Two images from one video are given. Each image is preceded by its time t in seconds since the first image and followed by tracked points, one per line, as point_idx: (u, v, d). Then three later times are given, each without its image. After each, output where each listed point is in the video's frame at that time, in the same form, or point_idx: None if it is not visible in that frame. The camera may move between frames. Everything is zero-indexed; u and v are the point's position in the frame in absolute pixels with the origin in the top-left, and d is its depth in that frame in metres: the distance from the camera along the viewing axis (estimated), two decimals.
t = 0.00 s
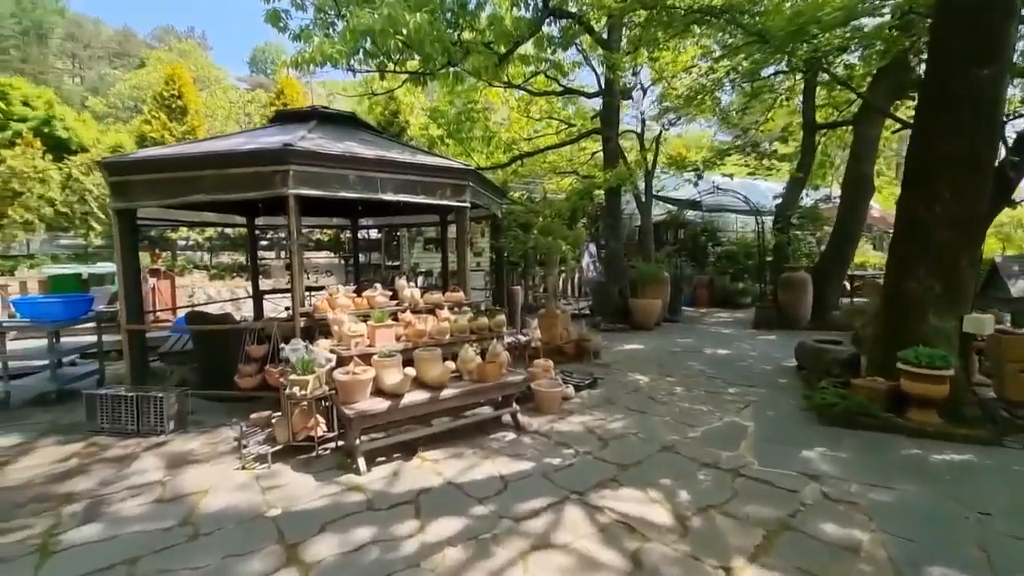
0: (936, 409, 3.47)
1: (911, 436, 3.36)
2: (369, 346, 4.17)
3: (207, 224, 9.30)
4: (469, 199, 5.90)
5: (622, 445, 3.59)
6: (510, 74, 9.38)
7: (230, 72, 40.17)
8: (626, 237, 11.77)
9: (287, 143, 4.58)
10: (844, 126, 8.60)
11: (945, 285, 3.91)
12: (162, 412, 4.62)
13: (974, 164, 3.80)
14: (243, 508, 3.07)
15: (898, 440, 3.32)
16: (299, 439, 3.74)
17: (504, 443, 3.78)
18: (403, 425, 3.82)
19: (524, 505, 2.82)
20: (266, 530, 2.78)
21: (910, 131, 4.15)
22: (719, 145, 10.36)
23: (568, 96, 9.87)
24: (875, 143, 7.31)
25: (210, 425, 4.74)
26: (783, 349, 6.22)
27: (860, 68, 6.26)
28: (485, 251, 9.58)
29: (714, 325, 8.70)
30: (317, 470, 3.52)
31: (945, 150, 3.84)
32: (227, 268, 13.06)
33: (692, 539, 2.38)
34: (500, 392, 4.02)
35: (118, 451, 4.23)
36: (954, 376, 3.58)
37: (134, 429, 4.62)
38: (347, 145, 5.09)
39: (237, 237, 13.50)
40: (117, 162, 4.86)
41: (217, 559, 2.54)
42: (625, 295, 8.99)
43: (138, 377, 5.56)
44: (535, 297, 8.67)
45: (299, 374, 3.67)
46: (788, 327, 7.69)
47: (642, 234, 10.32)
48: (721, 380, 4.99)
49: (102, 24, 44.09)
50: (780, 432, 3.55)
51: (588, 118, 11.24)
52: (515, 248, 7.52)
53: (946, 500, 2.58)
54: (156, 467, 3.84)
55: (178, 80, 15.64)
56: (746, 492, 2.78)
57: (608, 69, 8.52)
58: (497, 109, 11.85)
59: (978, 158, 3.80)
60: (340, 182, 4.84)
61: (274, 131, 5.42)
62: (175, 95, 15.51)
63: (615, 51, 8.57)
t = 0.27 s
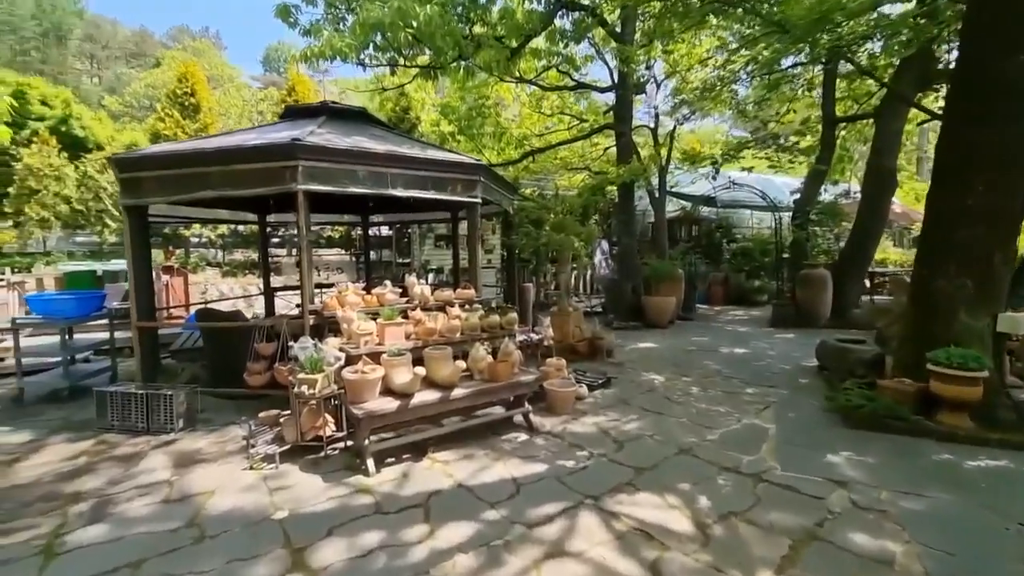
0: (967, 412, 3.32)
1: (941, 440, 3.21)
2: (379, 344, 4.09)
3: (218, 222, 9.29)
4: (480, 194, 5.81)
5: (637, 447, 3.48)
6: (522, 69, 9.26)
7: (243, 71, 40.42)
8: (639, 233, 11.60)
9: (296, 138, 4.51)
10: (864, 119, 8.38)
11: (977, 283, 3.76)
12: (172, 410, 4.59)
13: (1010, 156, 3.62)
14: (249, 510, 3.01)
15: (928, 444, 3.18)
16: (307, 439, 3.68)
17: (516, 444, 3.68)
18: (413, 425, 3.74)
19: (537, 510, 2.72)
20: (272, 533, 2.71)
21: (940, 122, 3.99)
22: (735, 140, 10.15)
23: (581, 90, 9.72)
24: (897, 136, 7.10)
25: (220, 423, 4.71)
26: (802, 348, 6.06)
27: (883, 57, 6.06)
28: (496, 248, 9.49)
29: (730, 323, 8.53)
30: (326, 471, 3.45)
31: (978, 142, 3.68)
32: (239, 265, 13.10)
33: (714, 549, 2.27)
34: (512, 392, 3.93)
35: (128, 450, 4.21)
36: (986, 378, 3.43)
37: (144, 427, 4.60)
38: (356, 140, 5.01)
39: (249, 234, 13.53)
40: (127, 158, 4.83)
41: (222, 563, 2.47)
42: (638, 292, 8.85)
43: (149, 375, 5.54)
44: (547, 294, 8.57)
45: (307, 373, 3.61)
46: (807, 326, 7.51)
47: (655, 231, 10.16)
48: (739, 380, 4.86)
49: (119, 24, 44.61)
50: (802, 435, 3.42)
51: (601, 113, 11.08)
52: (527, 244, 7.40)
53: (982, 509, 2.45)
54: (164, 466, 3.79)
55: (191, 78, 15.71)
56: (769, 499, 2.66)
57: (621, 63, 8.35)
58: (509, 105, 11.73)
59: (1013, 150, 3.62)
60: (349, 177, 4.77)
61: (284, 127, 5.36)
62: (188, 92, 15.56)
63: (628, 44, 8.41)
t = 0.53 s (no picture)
0: (996, 415, 3.18)
1: (969, 445, 3.08)
2: (386, 342, 4.03)
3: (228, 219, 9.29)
4: (489, 190, 5.72)
5: (650, 449, 3.38)
6: (532, 64, 9.16)
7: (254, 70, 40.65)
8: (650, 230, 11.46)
9: (302, 133, 4.46)
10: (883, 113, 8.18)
11: (1006, 280, 3.62)
12: (179, 408, 4.56)
13: None
14: (254, 511, 2.95)
15: (955, 449, 3.04)
16: (314, 439, 3.62)
17: (525, 445, 3.60)
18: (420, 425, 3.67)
19: (547, 514, 2.64)
20: (276, 536, 2.66)
21: (967, 114, 3.86)
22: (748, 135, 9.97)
23: (592, 85, 9.59)
24: (917, 130, 6.92)
25: (227, 421, 4.67)
26: (819, 347, 5.91)
27: (904, 48, 5.90)
28: (506, 245, 9.40)
29: (743, 321, 8.38)
30: (332, 472, 3.39)
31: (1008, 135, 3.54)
32: (250, 263, 13.14)
33: (732, 557, 2.17)
34: (521, 391, 3.84)
35: (135, 448, 4.18)
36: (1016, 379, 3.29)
37: (152, 425, 4.57)
38: (364, 136, 4.95)
39: (259, 232, 13.56)
40: (135, 155, 4.81)
41: (224, 567, 2.42)
42: (649, 290, 8.72)
43: (157, 373, 5.51)
44: (557, 292, 8.47)
45: (313, 372, 3.55)
46: (823, 325, 7.34)
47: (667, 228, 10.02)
48: (754, 379, 4.74)
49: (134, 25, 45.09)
50: (822, 438, 3.30)
51: (612, 108, 10.95)
52: (536, 241, 7.30)
53: (1017, 518, 2.32)
54: (169, 465, 3.76)
55: (201, 76, 15.77)
56: (789, 506, 2.56)
57: (633, 57, 8.20)
58: (519, 101, 11.63)
59: None
60: (356, 173, 4.70)
61: (291, 122, 5.31)
62: (198, 90, 15.64)
63: (640, 37, 8.27)
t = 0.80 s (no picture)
0: None
1: (1010, 457, 2.87)
2: (392, 341, 3.91)
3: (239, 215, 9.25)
4: (500, 185, 5.57)
5: (666, 457, 3.21)
6: (546, 57, 8.98)
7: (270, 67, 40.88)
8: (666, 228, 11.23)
9: (308, 125, 4.34)
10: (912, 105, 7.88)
11: None
12: (183, 406, 4.48)
13: None
14: (251, 517, 2.84)
15: (995, 462, 2.84)
16: (316, 441, 3.51)
17: (534, 450, 3.46)
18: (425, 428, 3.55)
19: (555, 526, 2.49)
20: (272, 545, 2.54)
21: (1008, 104, 3.63)
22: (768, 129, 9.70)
23: (607, 79, 9.38)
24: (948, 123, 6.62)
25: (231, 420, 4.58)
26: (843, 349, 5.68)
27: (936, 36, 5.61)
28: (518, 242, 9.25)
29: (761, 321, 8.14)
30: (333, 475, 3.28)
31: None
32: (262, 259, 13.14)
33: None
34: (530, 394, 3.70)
35: (138, 446, 4.11)
36: None
37: (156, 423, 4.50)
38: (371, 129, 4.82)
39: (272, 228, 13.56)
40: (141, 148, 4.74)
41: None
42: (664, 288, 8.51)
43: (163, 371, 5.45)
44: (569, 290, 8.30)
45: (316, 372, 3.44)
46: (845, 325, 7.14)
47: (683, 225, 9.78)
48: (774, 383, 4.54)
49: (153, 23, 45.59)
50: (849, 448, 3.11)
51: (627, 103, 10.73)
52: (549, 238, 7.13)
53: None
54: (170, 465, 3.67)
55: (215, 72, 15.81)
56: (815, 522, 2.38)
57: (650, 49, 7.97)
58: (532, 96, 11.45)
59: None
60: (363, 167, 4.58)
61: (299, 116, 5.21)
62: (212, 86, 15.70)
63: (657, 29, 8.05)
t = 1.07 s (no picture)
0: None
1: None
2: (401, 339, 3.82)
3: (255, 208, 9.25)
4: (515, 180, 5.45)
5: (681, 465, 3.08)
6: (565, 52, 8.83)
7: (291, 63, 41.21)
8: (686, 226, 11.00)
9: (319, 118, 4.26)
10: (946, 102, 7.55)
11: None
12: (192, 399, 4.45)
13: None
14: (253, 517, 2.77)
15: None
16: (322, 439, 3.45)
17: (545, 454, 3.34)
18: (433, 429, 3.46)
19: (564, 537, 2.38)
20: (271, 548, 2.47)
21: None
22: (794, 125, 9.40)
23: (626, 74, 9.19)
24: (987, 119, 6.31)
25: (240, 414, 4.54)
26: (869, 354, 5.47)
27: (976, 27, 5.35)
28: (534, 238, 9.13)
29: (783, 323, 7.92)
30: (338, 475, 3.20)
31: None
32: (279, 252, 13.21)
33: None
34: (542, 396, 3.58)
35: (146, 439, 4.08)
36: None
37: (165, 416, 4.48)
38: (384, 122, 4.73)
39: (289, 221, 13.62)
40: (155, 140, 4.71)
41: None
42: (682, 288, 8.32)
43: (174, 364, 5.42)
44: (585, 288, 8.17)
45: (322, 369, 3.36)
46: (871, 329, 6.91)
47: (703, 224, 9.57)
48: (797, 389, 4.36)
49: (178, 19, 46.25)
50: (877, 462, 2.95)
51: (647, 98, 10.52)
52: (565, 235, 6.99)
53: None
54: (176, 460, 3.63)
55: (234, 65, 15.95)
56: (842, 542, 2.23)
57: (671, 43, 7.77)
58: (550, 91, 11.31)
59: None
60: (374, 160, 4.49)
61: (312, 108, 5.14)
62: (231, 80, 15.84)
63: (679, 22, 7.84)
